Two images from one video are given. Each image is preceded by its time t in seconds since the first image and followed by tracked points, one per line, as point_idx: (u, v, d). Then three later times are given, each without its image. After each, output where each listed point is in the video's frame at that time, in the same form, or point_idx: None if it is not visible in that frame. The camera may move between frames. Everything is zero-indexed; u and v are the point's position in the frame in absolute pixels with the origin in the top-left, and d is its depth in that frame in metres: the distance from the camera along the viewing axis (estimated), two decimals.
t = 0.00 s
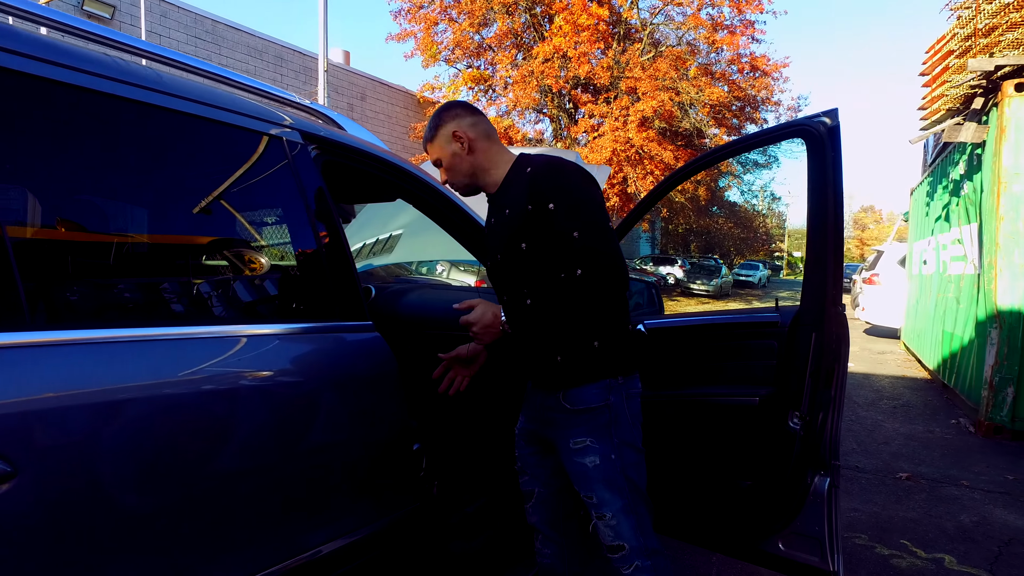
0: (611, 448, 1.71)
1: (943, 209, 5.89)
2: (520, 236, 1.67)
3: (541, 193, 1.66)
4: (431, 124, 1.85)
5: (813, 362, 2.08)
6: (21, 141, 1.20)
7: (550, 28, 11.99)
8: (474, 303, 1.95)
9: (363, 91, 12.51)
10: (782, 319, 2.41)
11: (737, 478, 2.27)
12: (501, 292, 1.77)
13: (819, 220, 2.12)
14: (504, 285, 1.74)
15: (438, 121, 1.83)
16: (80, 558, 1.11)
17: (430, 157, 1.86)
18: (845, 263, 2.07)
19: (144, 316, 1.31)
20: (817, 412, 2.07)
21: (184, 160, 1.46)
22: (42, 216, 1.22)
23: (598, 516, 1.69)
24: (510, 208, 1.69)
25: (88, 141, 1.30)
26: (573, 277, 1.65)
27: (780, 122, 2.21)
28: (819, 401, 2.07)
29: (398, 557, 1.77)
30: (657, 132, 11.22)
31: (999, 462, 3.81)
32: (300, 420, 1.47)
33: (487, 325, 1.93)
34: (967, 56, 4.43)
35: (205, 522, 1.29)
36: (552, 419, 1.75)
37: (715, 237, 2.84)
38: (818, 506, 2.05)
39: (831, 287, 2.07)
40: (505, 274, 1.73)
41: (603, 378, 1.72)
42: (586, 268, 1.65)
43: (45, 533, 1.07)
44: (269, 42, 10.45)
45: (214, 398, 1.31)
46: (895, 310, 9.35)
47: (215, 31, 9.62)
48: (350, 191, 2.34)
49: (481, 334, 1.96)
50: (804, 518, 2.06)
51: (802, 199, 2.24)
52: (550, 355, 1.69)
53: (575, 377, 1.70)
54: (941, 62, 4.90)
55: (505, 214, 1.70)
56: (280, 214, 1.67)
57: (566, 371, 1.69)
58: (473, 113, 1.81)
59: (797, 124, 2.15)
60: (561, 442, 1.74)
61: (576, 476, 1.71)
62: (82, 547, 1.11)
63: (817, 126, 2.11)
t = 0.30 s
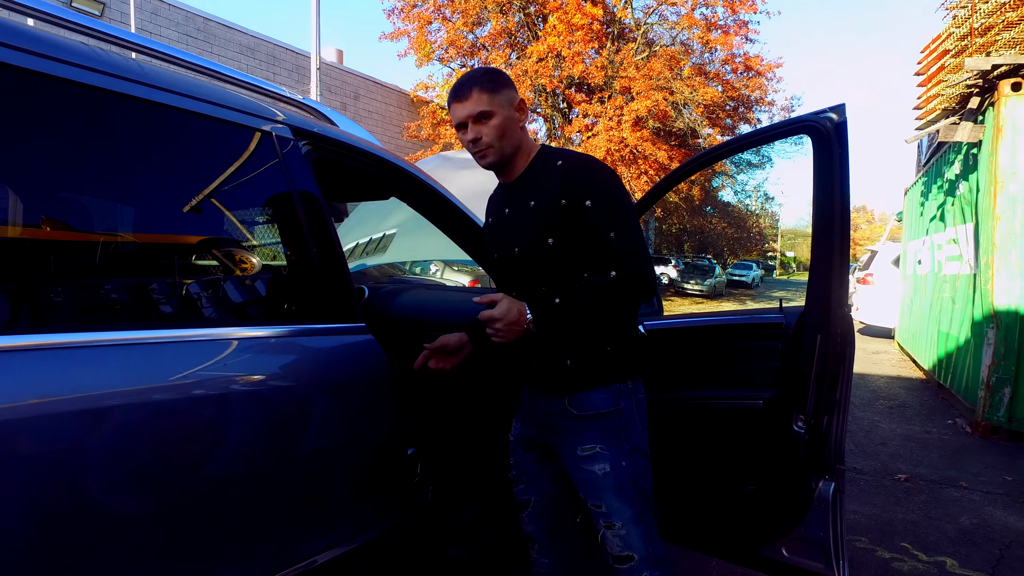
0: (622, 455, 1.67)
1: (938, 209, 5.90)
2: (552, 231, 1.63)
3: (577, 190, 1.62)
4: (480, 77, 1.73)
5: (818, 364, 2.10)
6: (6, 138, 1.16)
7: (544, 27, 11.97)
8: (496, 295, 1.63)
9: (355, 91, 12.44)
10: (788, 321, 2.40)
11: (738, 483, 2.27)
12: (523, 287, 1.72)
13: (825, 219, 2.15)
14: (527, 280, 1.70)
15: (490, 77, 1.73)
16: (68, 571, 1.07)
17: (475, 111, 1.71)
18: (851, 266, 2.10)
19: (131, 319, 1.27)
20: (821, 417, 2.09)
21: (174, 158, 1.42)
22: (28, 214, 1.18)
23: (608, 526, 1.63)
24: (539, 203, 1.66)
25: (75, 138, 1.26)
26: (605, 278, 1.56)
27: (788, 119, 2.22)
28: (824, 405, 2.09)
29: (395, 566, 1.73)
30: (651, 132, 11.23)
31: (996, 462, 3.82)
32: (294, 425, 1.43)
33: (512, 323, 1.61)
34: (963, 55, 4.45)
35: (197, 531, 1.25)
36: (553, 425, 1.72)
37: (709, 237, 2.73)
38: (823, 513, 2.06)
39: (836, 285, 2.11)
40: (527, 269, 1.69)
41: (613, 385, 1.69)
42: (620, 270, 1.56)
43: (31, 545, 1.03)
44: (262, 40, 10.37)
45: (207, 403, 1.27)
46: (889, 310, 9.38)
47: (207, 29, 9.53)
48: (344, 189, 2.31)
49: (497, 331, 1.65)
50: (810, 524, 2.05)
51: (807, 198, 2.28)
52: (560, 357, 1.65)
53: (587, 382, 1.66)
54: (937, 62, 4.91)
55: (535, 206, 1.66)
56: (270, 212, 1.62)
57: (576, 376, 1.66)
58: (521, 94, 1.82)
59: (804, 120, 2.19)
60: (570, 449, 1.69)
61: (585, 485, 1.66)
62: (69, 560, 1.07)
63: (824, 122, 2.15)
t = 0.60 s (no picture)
0: (650, 466, 1.57)
1: (938, 209, 5.87)
2: (602, 237, 1.53)
3: (631, 196, 1.54)
4: (536, 55, 1.64)
5: (828, 371, 2.08)
6: None
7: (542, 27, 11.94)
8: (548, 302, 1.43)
9: (352, 91, 12.38)
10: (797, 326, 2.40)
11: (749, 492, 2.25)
12: (555, 290, 1.60)
13: (834, 219, 2.12)
14: (562, 285, 1.58)
15: (546, 57, 1.65)
16: None
17: (532, 92, 1.61)
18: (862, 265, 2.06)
19: (122, 325, 1.24)
20: (831, 423, 2.08)
21: (167, 158, 1.38)
22: (15, 215, 1.14)
23: (632, 539, 1.56)
24: (588, 204, 1.56)
25: (65, 138, 1.22)
26: (656, 291, 1.45)
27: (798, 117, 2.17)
28: (833, 412, 2.08)
29: None
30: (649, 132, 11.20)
31: (999, 465, 3.81)
32: (290, 434, 1.40)
33: (565, 335, 1.41)
34: (965, 55, 4.44)
35: (190, 546, 1.21)
36: (575, 437, 1.61)
37: (707, 237, 2.66)
38: (834, 522, 2.06)
39: (847, 288, 2.07)
40: (562, 275, 1.58)
41: (639, 395, 1.59)
42: (672, 283, 1.46)
43: (18, 562, 0.99)
44: (258, 39, 10.33)
45: (201, 412, 1.24)
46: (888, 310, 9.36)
47: (203, 28, 9.49)
48: (340, 188, 2.28)
49: (541, 340, 1.43)
50: (819, 534, 2.07)
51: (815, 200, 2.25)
52: (587, 367, 1.55)
53: (613, 394, 1.56)
54: (937, 61, 4.89)
55: (583, 206, 1.56)
56: (265, 213, 1.57)
57: (604, 388, 1.56)
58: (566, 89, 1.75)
59: (814, 118, 2.15)
60: (594, 462, 1.60)
61: (613, 498, 1.57)
62: None
63: (835, 121, 2.11)
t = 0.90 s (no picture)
0: (672, 472, 1.56)
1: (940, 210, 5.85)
2: (649, 243, 1.51)
3: (678, 203, 1.54)
4: (592, 44, 1.55)
5: (836, 378, 2.05)
6: None
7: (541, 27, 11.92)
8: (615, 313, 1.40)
9: (351, 91, 12.35)
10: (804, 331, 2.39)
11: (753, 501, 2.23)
12: (591, 293, 1.53)
13: (842, 219, 2.09)
14: (602, 291, 1.52)
15: (601, 47, 1.57)
16: None
17: (587, 82, 1.51)
18: (872, 262, 2.03)
19: (119, 331, 1.22)
20: (839, 430, 2.05)
21: (165, 162, 1.36)
22: (10, 219, 1.12)
23: (652, 546, 1.53)
24: (636, 208, 1.52)
25: (63, 143, 1.20)
26: (699, 300, 1.48)
27: (806, 119, 2.13)
28: (841, 418, 2.05)
29: None
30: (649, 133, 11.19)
31: (1004, 468, 3.79)
32: (290, 443, 1.38)
33: (631, 347, 1.40)
34: (968, 54, 4.44)
35: (190, 557, 1.19)
36: (594, 445, 1.57)
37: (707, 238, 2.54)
38: (840, 530, 2.04)
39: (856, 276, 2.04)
40: (599, 282, 1.52)
41: (659, 400, 1.58)
42: (710, 293, 1.49)
43: None
44: (257, 39, 10.30)
45: (201, 421, 1.22)
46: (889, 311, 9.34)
47: (202, 27, 9.46)
48: (338, 192, 2.26)
49: (608, 352, 1.40)
50: (824, 543, 2.05)
51: (824, 203, 2.22)
52: (614, 375, 1.53)
53: (638, 401, 1.55)
54: (940, 62, 4.87)
55: (632, 210, 1.51)
56: (262, 215, 1.56)
57: (631, 395, 1.54)
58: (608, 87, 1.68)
59: (820, 121, 2.11)
60: (614, 471, 1.56)
61: (635, 505, 1.54)
62: None
63: (844, 124, 2.08)
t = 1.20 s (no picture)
0: (685, 475, 1.56)
1: (941, 210, 5.85)
2: (675, 250, 1.53)
3: (703, 210, 1.56)
4: (626, 44, 1.55)
5: (839, 381, 2.06)
6: None
7: (541, 27, 11.91)
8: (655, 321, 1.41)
9: (350, 91, 12.33)
10: (806, 335, 2.41)
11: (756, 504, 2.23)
12: (615, 298, 1.53)
13: (844, 218, 2.09)
14: (627, 298, 1.53)
15: (635, 49, 1.57)
16: None
17: (622, 83, 1.51)
18: (874, 260, 2.03)
19: (118, 336, 1.22)
20: (840, 432, 2.06)
21: (164, 166, 1.36)
22: (8, 221, 1.12)
23: (664, 549, 1.52)
24: (663, 215, 1.53)
25: (63, 146, 1.20)
26: (719, 306, 1.52)
27: (807, 120, 2.14)
28: (842, 421, 2.06)
29: None
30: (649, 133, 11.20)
31: (1005, 469, 3.80)
32: (291, 448, 1.38)
33: (669, 354, 1.43)
34: (969, 55, 4.46)
35: (192, 562, 1.19)
36: (606, 448, 1.57)
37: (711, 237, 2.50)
38: (842, 534, 2.05)
39: (858, 275, 2.04)
40: (626, 288, 1.53)
41: (672, 403, 1.59)
42: (729, 300, 1.54)
43: None
44: (257, 40, 10.29)
45: (201, 425, 1.21)
46: (890, 311, 9.34)
47: (202, 28, 9.46)
48: (338, 194, 2.24)
49: (648, 360, 1.42)
50: (825, 545, 2.06)
51: (827, 202, 2.20)
52: (631, 381, 1.54)
53: (655, 405, 1.56)
54: (942, 62, 4.88)
55: (660, 217, 1.53)
56: (262, 216, 1.55)
57: (648, 400, 1.55)
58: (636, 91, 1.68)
59: (824, 122, 2.13)
60: (626, 475, 1.56)
61: (648, 509, 1.53)
62: None
63: (848, 127, 2.09)
